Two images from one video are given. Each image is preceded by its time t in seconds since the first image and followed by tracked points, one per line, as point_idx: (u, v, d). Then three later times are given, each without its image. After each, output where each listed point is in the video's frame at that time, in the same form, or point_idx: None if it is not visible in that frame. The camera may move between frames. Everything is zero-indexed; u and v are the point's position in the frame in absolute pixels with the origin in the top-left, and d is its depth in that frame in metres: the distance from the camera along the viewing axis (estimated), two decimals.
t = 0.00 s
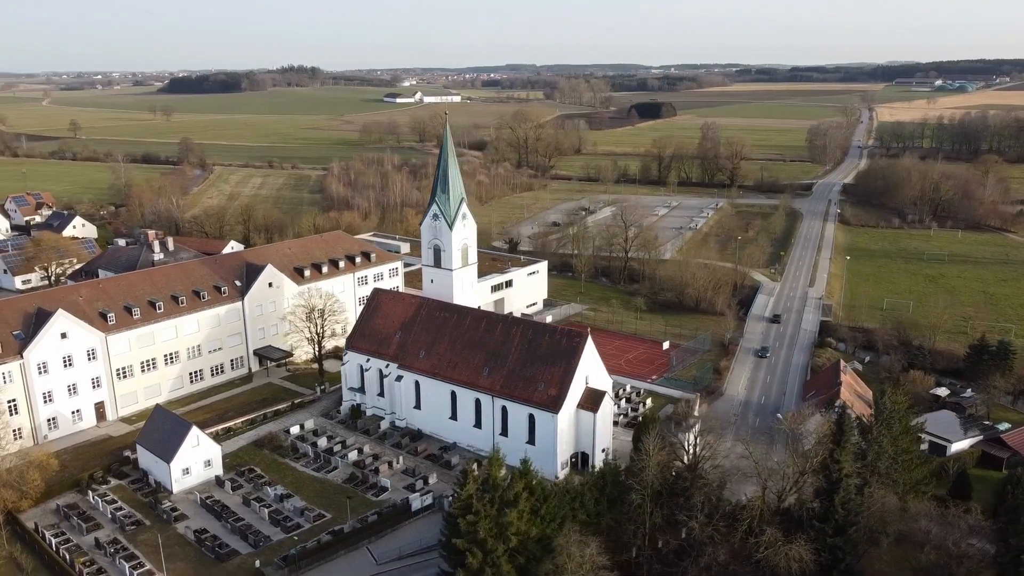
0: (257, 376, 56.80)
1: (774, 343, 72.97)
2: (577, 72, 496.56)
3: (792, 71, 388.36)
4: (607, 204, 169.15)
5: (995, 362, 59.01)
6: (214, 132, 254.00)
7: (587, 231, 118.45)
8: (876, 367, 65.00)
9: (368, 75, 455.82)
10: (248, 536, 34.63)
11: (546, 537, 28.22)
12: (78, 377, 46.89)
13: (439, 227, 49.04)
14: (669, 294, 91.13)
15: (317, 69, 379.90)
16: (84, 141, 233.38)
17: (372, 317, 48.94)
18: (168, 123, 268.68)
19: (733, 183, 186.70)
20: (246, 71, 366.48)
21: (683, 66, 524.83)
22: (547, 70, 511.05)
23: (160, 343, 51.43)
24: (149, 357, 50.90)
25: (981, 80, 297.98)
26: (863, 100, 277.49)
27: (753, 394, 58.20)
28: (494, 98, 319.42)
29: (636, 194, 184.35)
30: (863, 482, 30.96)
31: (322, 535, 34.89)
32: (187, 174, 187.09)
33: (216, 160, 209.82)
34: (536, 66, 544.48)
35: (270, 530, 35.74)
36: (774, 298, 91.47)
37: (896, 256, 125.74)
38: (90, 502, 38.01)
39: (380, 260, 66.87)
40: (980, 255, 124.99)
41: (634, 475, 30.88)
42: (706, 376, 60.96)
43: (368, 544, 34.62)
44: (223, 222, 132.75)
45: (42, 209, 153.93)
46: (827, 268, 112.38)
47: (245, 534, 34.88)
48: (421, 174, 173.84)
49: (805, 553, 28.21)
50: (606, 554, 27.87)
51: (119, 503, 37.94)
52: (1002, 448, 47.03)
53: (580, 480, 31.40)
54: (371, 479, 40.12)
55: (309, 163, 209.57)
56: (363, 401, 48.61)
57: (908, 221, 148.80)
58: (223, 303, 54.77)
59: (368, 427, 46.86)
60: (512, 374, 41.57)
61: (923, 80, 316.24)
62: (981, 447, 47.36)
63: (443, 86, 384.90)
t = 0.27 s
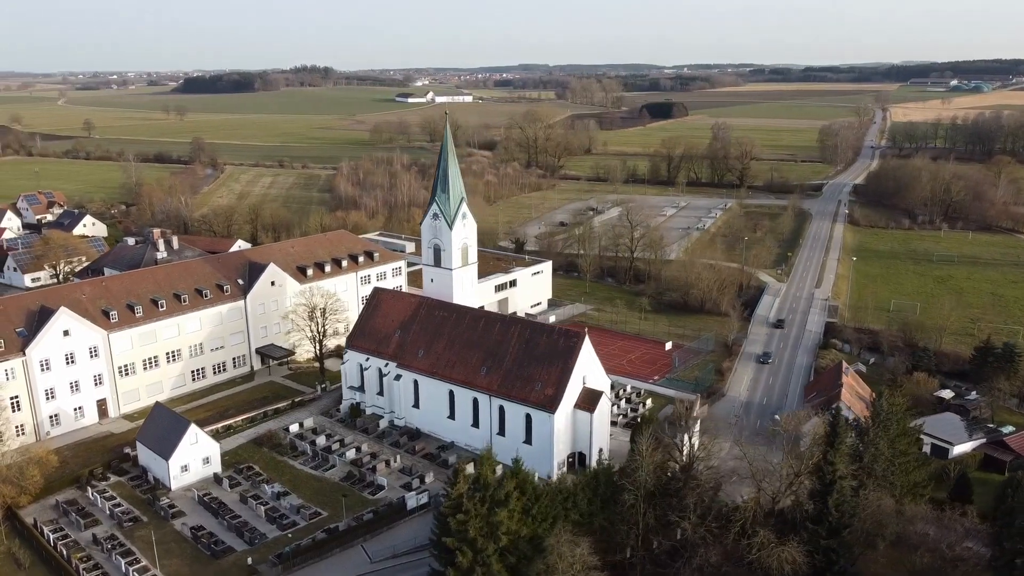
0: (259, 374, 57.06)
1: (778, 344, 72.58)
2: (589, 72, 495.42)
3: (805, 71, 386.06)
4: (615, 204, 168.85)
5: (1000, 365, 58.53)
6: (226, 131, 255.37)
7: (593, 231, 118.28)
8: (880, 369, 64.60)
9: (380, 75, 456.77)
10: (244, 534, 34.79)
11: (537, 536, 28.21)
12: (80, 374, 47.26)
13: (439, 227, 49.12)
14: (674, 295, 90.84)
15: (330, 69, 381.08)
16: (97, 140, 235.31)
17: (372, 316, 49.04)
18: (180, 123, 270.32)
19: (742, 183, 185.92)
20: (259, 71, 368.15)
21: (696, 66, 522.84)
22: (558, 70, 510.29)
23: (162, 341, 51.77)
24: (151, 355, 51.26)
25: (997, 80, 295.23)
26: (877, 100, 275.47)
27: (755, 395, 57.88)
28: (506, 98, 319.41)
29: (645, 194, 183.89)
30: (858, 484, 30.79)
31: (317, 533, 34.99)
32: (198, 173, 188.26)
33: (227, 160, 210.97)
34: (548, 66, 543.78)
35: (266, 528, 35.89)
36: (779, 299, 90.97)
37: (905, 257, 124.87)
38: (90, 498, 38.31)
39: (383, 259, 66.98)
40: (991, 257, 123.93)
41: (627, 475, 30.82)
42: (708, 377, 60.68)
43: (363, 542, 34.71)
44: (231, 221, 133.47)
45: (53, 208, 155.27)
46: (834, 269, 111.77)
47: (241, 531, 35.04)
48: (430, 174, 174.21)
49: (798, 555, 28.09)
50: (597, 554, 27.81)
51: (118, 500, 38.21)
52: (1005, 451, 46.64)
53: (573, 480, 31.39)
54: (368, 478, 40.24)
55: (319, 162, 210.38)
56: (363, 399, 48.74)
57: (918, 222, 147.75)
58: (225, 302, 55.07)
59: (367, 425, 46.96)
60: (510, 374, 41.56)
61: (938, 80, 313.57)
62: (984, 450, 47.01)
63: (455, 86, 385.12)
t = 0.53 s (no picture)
0: (261, 373, 57.33)
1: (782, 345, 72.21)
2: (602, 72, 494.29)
3: (819, 71, 383.67)
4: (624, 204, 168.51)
5: (1005, 367, 58.03)
6: (237, 131, 256.62)
7: (599, 231, 118.10)
8: (884, 370, 64.17)
9: (393, 75, 457.74)
10: (239, 531, 34.95)
11: (528, 536, 28.21)
12: (82, 371, 47.62)
13: (439, 226, 49.18)
14: (679, 295, 90.52)
15: (343, 69, 382.23)
16: (110, 139, 237.19)
17: (372, 316, 49.18)
18: (193, 123, 271.80)
19: (752, 184, 185.05)
20: (272, 71, 369.69)
21: (709, 65, 520.35)
22: (571, 69, 509.24)
23: (165, 339, 52.12)
24: (153, 352, 51.60)
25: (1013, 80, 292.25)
26: (891, 100, 273.39)
27: (757, 397, 57.60)
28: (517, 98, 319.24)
29: (654, 194, 183.41)
30: (852, 487, 30.70)
31: (312, 531, 35.09)
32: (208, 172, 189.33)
33: (238, 159, 212.02)
34: (561, 66, 542.84)
35: (262, 526, 36.05)
36: (785, 300, 90.41)
37: (914, 258, 123.98)
38: (89, 495, 38.61)
39: (386, 258, 67.14)
40: (1001, 258, 122.81)
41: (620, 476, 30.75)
42: (709, 378, 60.36)
43: (358, 541, 34.78)
44: (239, 220, 134.19)
45: (64, 206, 156.46)
46: (841, 269, 111.12)
47: (237, 529, 35.18)
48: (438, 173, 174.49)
49: (790, 557, 27.95)
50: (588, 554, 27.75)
51: (116, 496, 38.47)
52: (1008, 455, 46.23)
53: (566, 481, 31.35)
54: (365, 476, 40.31)
55: (328, 162, 211.10)
56: (362, 398, 48.86)
57: (928, 223, 146.59)
58: (228, 300, 55.36)
59: (365, 424, 47.05)
60: (507, 374, 41.54)
61: (953, 81, 310.78)
62: (986, 453, 46.63)
63: (467, 86, 385.24)
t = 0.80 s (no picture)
0: (263, 372, 57.60)
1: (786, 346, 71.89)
2: (614, 71, 493.13)
3: (833, 71, 381.12)
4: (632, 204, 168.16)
5: (1010, 369, 57.60)
6: (249, 131, 257.84)
7: (605, 231, 117.97)
8: (888, 372, 63.79)
9: (405, 74, 458.80)
10: (235, 529, 35.15)
11: (519, 536, 28.22)
12: (85, 369, 48.01)
13: (439, 226, 49.27)
14: (683, 296, 90.28)
15: (356, 69, 383.40)
16: (123, 138, 239.02)
17: (372, 315, 49.30)
18: (205, 122, 273.44)
19: (761, 184, 184.31)
20: (285, 71, 371.31)
21: (722, 65, 518.50)
22: (583, 69, 508.31)
23: (167, 337, 52.48)
24: (155, 350, 51.96)
25: None
26: (905, 100, 271.24)
27: (758, 399, 57.37)
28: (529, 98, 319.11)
29: (663, 194, 182.89)
30: (846, 490, 30.58)
31: (307, 529, 35.24)
32: (219, 171, 190.46)
33: (249, 159, 213.07)
34: (574, 66, 541.91)
35: (258, 524, 36.20)
36: (790, 301, 89.96)
37: (923, 260, 123.07)
38: (88, 492, 38.91)
39: (389, 258, 67.29)
40: (1012, 260, 121.70)
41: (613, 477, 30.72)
42: (711, 380, 60.16)
43: (352, 540, 34.87)
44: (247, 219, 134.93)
45: (75, 205, 157.76)
46: (849, 271, 110.45)
47: (233, 526, 35.37)
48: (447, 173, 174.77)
49: (782, 560, 27.86)
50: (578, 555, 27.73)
51: (115, 493, 38.77)
52: (1010, 459, 45.88)
53: (559, 481, 31.33)
54: (362, 475, 40.44)
55: (338, 161, 211.84)
56: (362, 397, 49.01)
57: (938, 224, 145.45)
58: (230, 299, 55.65)
59: (364, 423, 47.16)
60: (505, 374, 41.57)
61: (969, 81, 307.86)
62: (988, 457, 46.30)
63: (479, 86, 385.41)
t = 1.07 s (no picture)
0: (265, 370, 57.91)
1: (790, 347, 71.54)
2: (626, 72, 491.98)
3: (847, 71, 378.76)
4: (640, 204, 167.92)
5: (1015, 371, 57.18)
6: (260, 130, 259.28)
7: (612, 231, 117.78)
8: (892, 374, 63.44)
9: (418, 75, 459.79)
10: (231, 526, 35.31)
11: (510, 536, 28.22)
12: (87, 367, 48.40)
13: (438, 226, 49.35)
14: (688, 296, 90.05)
15: (368, 70, 384.73)
16: (136, 138, 241.03)
17: (371, 314, 49.41)
18: (217, 122, 274.99)
19: (771, 185, 183.50)
20: (298, 71, 372.83)
21: (735, 65, 516.40)
22: (595, 69, 507.49)
23: (169, 336, 52.83)
24: (157, 349, 52.28)
25: None
26: (918, 100, 269.26)
27: (760, 400, 57.13)
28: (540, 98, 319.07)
29: (671, 195, 182.55)
30: (840, 492, 30.42)
31: (302, 528, 35.37)
32: (229, 171, 191.48)
33: (260, 158, 214.29)
34: (586, 66, 541.14)
35: (254, 521, 36.36)
36: (796, 302, 89.50)
37: (932, 261, 122.21)
38: (87, 488, 39.23)
39: (392, 258, 67.48)
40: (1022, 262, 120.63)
41: (605, 478, 30.69)
42: (712, 381, 59.94)
43: (347, 538, 34.94)
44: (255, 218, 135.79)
45: (86, 204, 159.01)
46: (856, 272, 109.80)
47: (229, 524, 35.53)
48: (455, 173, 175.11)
49: (774, 562, 27.75)
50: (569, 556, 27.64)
51: (114, 490, 39.06)
52: (1012, 462, 45.54)
53: (552, 481, 31.32)
54: (359, 474, 40.54)
55: (348, 161, 212.70)
56: (361, 396, 49.14)
57: (948, 225, 144.41)
58: (232, 298, 55.93)
59: (363, 422, 47.26)
60: (502, 373, 41.57)
61: (984, 81, 305.08)
62: (990, 460, 45.98)
63: (491, 86, 385.57)
